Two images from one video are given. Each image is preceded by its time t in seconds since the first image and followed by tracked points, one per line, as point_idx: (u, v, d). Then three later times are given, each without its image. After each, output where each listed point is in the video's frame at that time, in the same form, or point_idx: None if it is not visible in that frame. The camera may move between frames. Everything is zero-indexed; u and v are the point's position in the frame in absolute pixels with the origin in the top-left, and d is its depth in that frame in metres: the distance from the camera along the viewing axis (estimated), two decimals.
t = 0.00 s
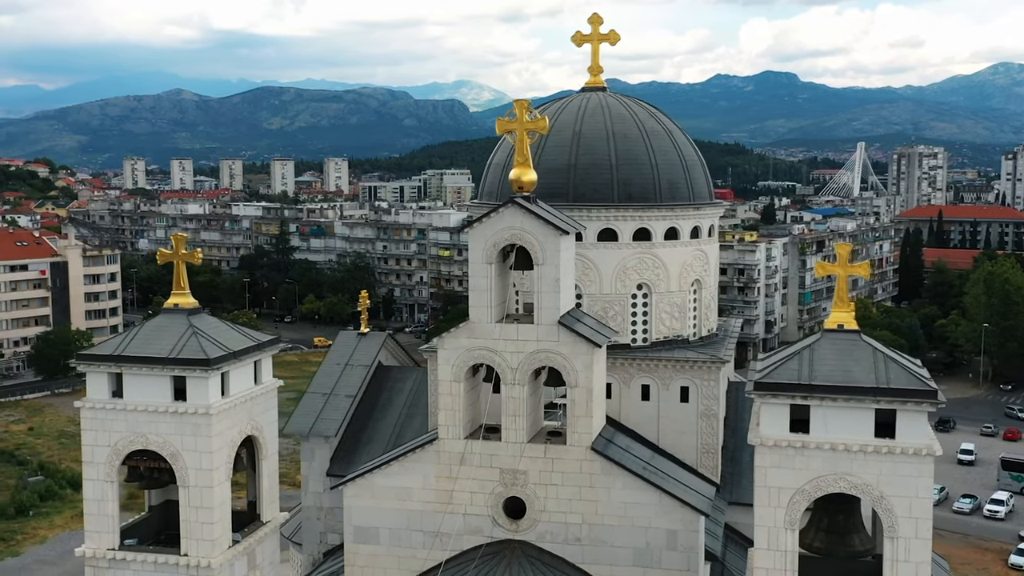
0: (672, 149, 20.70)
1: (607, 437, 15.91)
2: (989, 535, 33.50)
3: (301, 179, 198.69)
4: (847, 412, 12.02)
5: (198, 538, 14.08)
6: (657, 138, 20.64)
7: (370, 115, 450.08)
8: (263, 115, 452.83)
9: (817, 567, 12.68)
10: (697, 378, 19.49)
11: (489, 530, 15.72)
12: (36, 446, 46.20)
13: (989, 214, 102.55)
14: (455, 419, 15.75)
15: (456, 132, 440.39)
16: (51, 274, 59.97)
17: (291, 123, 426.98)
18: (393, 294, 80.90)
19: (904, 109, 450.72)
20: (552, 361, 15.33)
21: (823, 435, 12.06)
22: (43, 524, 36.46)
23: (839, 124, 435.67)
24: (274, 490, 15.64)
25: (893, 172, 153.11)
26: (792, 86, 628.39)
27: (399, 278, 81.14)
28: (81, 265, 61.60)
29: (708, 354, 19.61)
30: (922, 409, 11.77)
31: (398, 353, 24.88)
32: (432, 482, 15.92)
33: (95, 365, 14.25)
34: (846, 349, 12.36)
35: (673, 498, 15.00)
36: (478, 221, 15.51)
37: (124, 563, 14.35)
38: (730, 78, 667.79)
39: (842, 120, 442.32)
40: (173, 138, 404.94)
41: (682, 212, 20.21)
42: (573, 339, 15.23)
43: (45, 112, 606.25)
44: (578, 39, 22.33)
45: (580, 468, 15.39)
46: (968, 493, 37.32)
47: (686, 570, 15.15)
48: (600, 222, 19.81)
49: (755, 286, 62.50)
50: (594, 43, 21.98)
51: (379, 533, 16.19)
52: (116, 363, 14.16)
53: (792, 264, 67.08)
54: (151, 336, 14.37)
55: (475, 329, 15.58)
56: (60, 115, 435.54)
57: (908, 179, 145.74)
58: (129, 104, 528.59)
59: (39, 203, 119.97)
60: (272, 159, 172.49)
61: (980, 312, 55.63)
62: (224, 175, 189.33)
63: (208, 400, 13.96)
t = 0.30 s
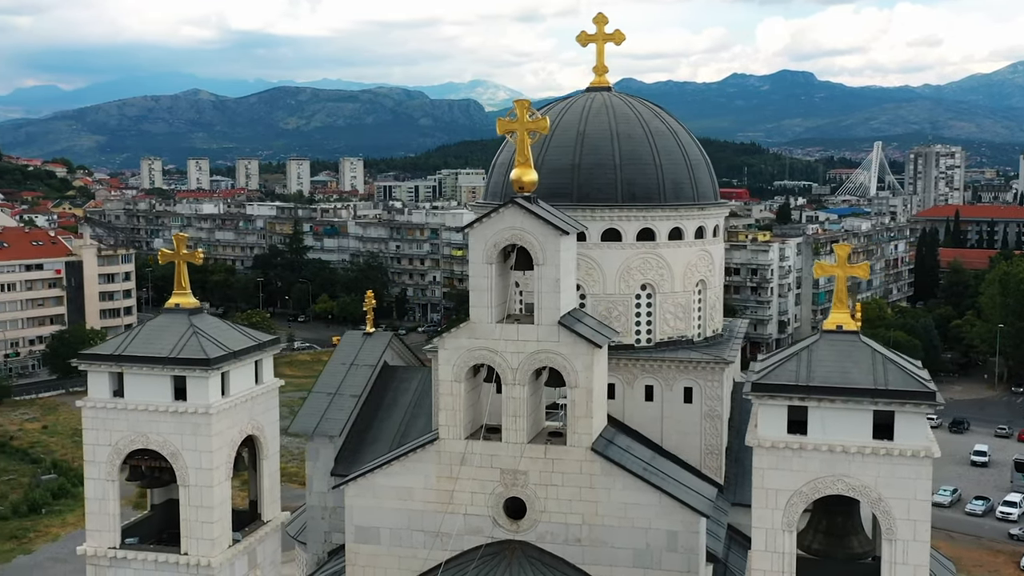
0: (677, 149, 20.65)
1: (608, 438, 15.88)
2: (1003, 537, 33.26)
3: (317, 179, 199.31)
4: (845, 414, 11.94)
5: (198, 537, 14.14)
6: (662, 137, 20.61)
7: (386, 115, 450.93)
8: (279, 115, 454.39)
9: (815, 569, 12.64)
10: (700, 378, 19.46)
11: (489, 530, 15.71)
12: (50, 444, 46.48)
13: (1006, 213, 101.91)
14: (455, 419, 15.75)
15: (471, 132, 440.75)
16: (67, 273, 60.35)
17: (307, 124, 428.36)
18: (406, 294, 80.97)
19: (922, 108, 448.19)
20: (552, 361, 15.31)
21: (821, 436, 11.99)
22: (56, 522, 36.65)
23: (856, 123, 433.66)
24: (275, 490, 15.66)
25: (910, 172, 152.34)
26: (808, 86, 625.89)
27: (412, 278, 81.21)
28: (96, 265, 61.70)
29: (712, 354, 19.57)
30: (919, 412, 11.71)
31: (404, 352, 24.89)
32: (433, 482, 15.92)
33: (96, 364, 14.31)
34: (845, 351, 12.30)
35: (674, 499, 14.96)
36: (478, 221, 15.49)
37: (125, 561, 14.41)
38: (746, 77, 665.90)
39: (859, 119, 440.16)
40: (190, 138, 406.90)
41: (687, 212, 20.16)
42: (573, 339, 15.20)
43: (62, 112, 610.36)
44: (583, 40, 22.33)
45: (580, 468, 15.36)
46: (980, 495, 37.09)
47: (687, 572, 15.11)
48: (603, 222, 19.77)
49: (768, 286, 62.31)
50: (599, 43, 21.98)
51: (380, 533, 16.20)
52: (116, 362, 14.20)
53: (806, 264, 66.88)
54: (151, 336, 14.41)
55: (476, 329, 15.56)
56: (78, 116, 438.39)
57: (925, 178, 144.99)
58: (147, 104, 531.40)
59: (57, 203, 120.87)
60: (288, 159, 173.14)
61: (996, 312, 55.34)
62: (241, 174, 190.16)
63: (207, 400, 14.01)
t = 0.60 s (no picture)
0: (680, 148, 20.59)
1: (608, 438, 15.85)
2: (1013, 539, 33.06)
3: (330, 178, 199.76)
4: (842, 415, 11.88)
5: (197, 536, 14.17)
6: (665, 137, 20.57)
7: (398, 114, 451.40)
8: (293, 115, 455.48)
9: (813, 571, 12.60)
10: (703, 378, 19.41)
11: (489, 530, 15.70)
12: (60, 443, 46.71)
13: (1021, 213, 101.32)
14: (455, 419, 15.75)
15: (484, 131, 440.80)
16: (78, 272, 60.61)
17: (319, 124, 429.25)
18: (416, 293, 81.00)
19: (937, 107, 445.85)
20: (552, 361, 15.29)
21: (818, 438, 11.93)
22: (65, 520, 36.81)
23: (870, 123, 431.75)
24: (275, 489, 15.69)
25: (924, 171, 151.56)
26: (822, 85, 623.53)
27: (422, 278, 81.23)
28: (108, 264, 61.83)
29: (715, 355, 19.52)
30: (917, 413, 11.63)
31: (409, 352, 24.91)
32: (433, 482, 15.92)
33: (96, 364, 14.36)
34: (842, 352, 12.24)
35: (673, 500, 14.93)
36: (478, 221, 15.48)
37: (125, 560, 14.47)
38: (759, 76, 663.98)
39: (874, 118, 438.16)
40: (203, 138, 408.25)
41: (690, 212, 20.10)
42: (572, 339, 15.17)
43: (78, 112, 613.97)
44: (587, 40, 22.30)
45: (580, 468, 15.34)
46: (991, 497, 36.88)
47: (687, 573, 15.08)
48: (606, 222, 19.73)
49: (779, 286, 62.11)
50: (602, 42, 21.95)
51: (380, 532, 16.20)
52: (116, 362, 14.25)
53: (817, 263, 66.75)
54: (151, 335, 14.45)
55: (475, 329, 15.55)
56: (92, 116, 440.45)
57: (939, 177, 144.16)
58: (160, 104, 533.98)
59: (71, 202, 121.50)
60: (301, 159, 173.58)
61: (1008, 312, 55.33)
62: (254, 174, 190.71)
63: (206, 400, 14.04)
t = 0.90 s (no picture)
0: (683, 148, 20.54)
1: (609, 439, 15.80)
2: None
3: (344, 177, 200.26)
4: (840, 417, 11.81)
5: (197, 535, 14.21)
6: (669, 137, 20.52)
7: (412, 113, 451.92)
8: (307, 115, 456.59)
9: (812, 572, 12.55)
10: (706, 379, 19.35)
11: (489, 530, 15.68)
12: (73, 441, 46.95)
13: None
14: (455, 419, 15.74)
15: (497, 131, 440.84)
16: (92, 272, 60.80)
17: (334, 124, 430.07)
18: (428, 293, 81.05)
19: (953, 107, 443.46)
20: (552, 361, 15.26)
21: (816, 439, 11.87)
22: (76, 519, 36.99)
23: (885, 122, 429.71)
24: (276, 489, 15.71)
25: (940, 171, 150.80)
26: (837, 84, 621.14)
27: (434, 277, 81.33)
28: (121, 263, 62.20)
29: (718, 356, 19.47)
30: (915, 414, 11.56)
31: (414, 352, 24.93)
32: (434, 482, 15.92)
33: (96, 363, 14.41)
34: (841, 353, 12.17)
35: (673, 502, 14.88)
36: (478, 221, 15.47)
37: (125, 559, 14.52)
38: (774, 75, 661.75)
39: (889, 117, 436.07)
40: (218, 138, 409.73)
41: (693, 212, 20.04)
42: (572, 339, 15.15)
43: (94, 112, 617.04)
44: (592, 39, 22.28)
45: (580, 469, 15.30)
46: (1003, 498, 36.67)
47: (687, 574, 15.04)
48: (609, 222, 19.69)
49: (791, 286, 61.90)
50: (607, 42, 21.96)
51: (381, 532, 16.20)
52: (117, 362, 14.30)
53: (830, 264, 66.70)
54: (152, 335, 14.49)
55: (476, 329, 15.54)
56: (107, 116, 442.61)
57: (955, 177, 143.36)
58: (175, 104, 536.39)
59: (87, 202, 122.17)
60: (315, 159, 174.04)
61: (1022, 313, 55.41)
62: (268, 173, 191.30)
63: (205, 399, 14.07)
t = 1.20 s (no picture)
0: (688, 148, 20.48)
1: (610, 440, 15.76)
2: None
3: (359, 178, 200.66)
4: (839, 419, 11.76)
5: (197, 535, 14.25)
6: (673, 137, 20.48)
7: (427, 113, 452.42)
8: (322, 115, 457.58)
9: None
10: (710, 381, 19.29)
11: (490, 531, 15.67)
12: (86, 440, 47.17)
13: None
14: (456, 420, 15.73)
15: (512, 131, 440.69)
16: (106, 271, 61.05)
17: (349, 124, 430.86)
18: (441, 292, 81.10)
19: (970, 106, 440.66)
20: (553, 362, 15.23)
21: (813, 441, 11.81)
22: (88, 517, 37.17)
23: (902, 122, 427.42)
24: (278, 489, 15.74)
25: (957, 171, 149.90)
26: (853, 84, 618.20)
27: (446, 277, 81.44)
28: (135, 263, 61.95)
29: (723, 357, 19.42)
30: (914, 416, 11.49)
31: (420, 351, 24.88)
32: (435, 483, 15.91)
33: (97, 363, 14.46)
34: (840, 354, 12.13)
35: (674, 503, 14.82)
36: (479, 222, 15.45)
37: (127, 558, 14.58)
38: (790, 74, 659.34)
39: (906, 117, 433.65)
40: (233, 138, 411.23)
41: (698, 212, 19.98)
42: (573, 340, 15.12)
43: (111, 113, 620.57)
44: (597, 39, 22.24)
45: (580, 470, 15.27)
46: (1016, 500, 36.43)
47: None
48: (613, 222, 19.65)
49: (804, 286, 61.71)
50: (612, 42, 21.91)
51: (382, 532, 16.20)
52: (118, 361, 14.35)
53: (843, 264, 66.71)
54: (153, 335, 14.54)
55: (476, 329, 15.53)
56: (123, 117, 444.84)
57: (972, 176, 142.50)
58: (191, 104, 539.01)
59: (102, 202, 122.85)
60: (331, 159, 174.51)
61: None
62: (283, 173, 191.86)
63: (206, 399, 14.12)
